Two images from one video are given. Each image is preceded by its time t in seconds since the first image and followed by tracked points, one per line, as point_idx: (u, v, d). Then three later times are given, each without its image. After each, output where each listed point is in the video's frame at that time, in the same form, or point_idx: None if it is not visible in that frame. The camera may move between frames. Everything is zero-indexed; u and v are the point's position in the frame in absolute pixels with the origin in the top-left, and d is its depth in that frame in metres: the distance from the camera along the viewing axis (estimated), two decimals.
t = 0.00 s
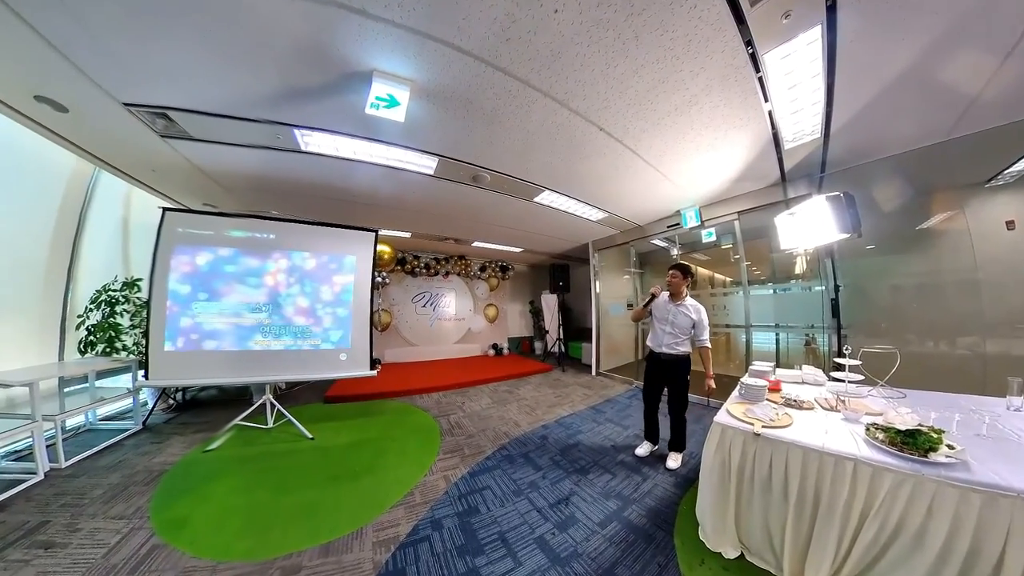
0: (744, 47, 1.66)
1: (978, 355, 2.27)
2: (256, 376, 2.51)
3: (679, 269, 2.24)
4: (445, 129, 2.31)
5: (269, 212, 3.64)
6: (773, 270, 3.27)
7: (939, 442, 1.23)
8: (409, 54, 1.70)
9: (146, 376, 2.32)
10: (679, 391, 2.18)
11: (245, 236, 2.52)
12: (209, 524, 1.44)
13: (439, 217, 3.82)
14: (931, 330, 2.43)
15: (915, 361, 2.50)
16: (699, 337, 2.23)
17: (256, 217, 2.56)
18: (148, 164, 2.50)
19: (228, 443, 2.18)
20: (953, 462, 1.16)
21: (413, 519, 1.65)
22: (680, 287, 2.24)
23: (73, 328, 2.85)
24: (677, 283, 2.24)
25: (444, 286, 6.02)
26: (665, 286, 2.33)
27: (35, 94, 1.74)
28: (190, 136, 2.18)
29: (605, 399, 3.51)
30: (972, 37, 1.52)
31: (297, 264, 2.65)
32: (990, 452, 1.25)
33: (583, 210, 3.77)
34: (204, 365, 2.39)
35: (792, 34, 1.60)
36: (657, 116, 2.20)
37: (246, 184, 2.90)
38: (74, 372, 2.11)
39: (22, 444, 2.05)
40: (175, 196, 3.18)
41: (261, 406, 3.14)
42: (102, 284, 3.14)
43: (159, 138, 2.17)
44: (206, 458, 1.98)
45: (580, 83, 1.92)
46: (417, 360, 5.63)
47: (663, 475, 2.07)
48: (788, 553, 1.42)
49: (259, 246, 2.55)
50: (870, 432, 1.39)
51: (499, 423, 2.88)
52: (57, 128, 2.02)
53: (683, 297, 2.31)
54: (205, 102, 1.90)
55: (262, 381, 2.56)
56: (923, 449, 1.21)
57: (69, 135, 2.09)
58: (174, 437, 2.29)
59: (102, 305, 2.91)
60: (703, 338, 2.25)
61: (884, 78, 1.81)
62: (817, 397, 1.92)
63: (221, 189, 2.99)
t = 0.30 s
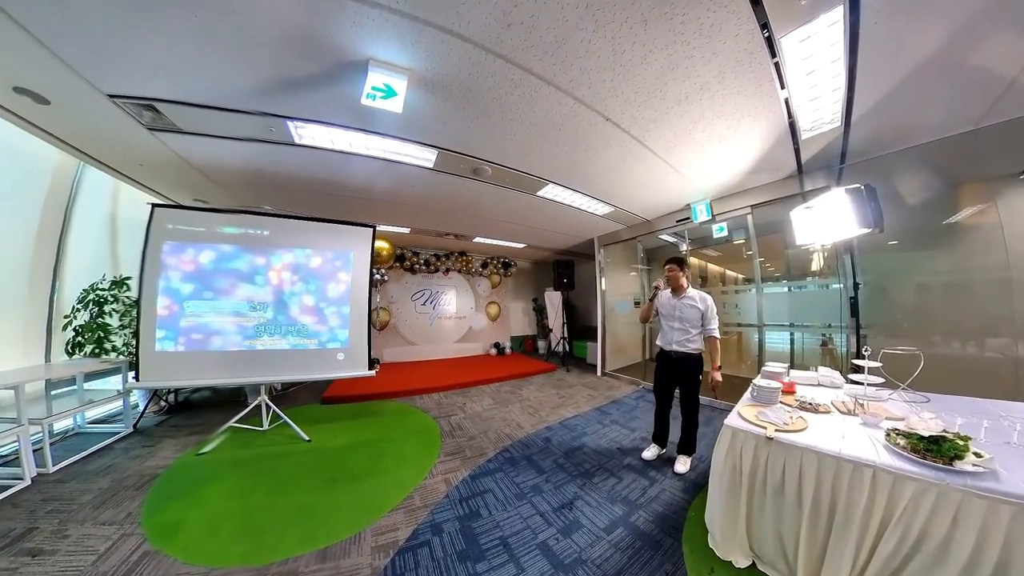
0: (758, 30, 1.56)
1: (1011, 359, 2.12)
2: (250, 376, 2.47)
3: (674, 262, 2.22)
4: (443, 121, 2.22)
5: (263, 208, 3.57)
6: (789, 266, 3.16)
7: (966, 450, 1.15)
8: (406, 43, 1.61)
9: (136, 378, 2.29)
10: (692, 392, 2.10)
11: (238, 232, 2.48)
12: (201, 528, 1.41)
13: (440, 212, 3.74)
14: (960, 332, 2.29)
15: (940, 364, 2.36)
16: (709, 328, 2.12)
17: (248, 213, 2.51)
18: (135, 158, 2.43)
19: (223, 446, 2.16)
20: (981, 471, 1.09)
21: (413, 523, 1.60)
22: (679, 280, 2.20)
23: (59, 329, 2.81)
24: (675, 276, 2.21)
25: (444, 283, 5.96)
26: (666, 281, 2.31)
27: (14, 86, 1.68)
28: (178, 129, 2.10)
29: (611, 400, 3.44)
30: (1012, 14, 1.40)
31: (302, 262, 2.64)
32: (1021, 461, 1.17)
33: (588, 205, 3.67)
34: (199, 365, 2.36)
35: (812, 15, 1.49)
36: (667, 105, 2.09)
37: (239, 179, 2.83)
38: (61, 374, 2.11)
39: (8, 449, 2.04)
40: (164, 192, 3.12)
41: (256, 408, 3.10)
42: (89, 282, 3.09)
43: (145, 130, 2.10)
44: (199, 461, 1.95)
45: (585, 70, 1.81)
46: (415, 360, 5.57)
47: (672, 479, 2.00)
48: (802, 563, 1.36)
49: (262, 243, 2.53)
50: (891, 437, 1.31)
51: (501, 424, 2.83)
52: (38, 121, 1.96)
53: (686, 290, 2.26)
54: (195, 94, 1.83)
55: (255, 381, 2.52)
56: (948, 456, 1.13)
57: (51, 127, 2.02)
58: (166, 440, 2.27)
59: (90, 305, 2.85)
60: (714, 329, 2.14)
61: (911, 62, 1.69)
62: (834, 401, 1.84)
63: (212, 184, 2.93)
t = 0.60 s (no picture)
0: (775, 12, 1.46)
1: None
2: (244, 377, 2.42)
3: (665, 265, 2.20)
4: (442, 112, 2.13)
5: (257, 203, 3.50)
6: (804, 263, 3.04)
7: (993, 458, 1.07)
8: (403, 29, 1.52)
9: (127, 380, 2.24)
10: (699, 394, 2.02)
11: (229, 229, 2.43)
12: (191, 533, 1.38)
13: (441, 207, 3.66)
14: (989, 333, 2.17)
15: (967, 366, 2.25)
16: (711, 321, 2.01)
17: (241, 208, 2.46)
18: (121, 153, 2.36)
19: (220, 448, 2.13)
20: (1011, 481, 1.01)
21: (412, 527, 1.56)
22: (672, 279, 2.17)
23: (47, 331, 2.78)
24: (667, 277, 2.18)
25: (444, 280, 5.90)
26: (662, 286, 2.28)
27: None
28: (166, 121, 2.03)
29: (617, 402, 3.38)
30: None
31: (307, 259, 2.62)
32: None
33: (593, 198, 3.57)
34: (190, 366, 2.31)
35: None
36: (676, 93, 1.99)
37: (230, 174, 2.75)
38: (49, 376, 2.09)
39: None
40: (153, 187, 3.06)
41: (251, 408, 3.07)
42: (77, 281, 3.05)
43: (132, 123, 2.03)
44: (194, 465, 1.93)
45: (590, 57, 1.72)
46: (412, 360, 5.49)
47: (680, 484, 1.93)
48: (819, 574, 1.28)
49: (265, 240, 2.51)
50: (913, 444, 1.24)
51: (503, 426, 2.78)
52: (19, 114, 1.89)
53: (682, 289, 2.22)
54: (184, 85, 1.76)
55: (251, 383, 2.48)
56: (976, 465, 1.05)
57: (33, 121, 1.96)
58: (159, 443, 2.24)
59: (77, 304, 2.80)
60: (719, 320, 2.02)
61: (943, 44, 1.57)
62: (852, 404, 1.75)
63: (203, 179, 2.85)
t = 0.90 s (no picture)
0: None
1: None
2: (239, 379, 2.39)
3: (671, 258, 2.09)
4: (441, 102, 2.05)
5: (251, 198, 3.42)
6: (822, 257, 2.96)
7: None
8: (399, 14, 1.44)
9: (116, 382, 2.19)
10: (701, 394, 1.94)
11: (223, 225, 2.37)
12: (181, 540, 1.33)
13: (444, 201, 3.58)
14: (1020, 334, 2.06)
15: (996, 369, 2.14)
16: (713, 321, 1.93)
17: (234, 204, 2.40)
18: (108, 147, 2.29)
19: (215, 451, 2.10)
20: None
21: (411, 532, 1.51)
22: (676, 274, 2.06)
23: (34, 332, 2.74)
24: (673, 271, 2.07)
25: (444, 277, 5.84)
26: (666, 279, 2.18)
27: None
28: (154, 113, 1.96)
29: (623, 403, 3.31)
30: None
31: (314, 256, 2.60)
32: None
33: (601, 192, 3.47)
34: (181, 365, 2.28)
35: None
36: (686, 80, 1.88)
37: (222, 168, 2.68)
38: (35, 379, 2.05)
39: None
40: (142, 183, 2.98)
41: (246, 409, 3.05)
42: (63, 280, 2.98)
43: (118, 115, 1.96)
44: (187, 468, 1.89)
45: (595, 43, 1.63)
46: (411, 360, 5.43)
47: (689, 489, 1.87)
48: None
49: (270, 236, 2.48)
50: (936, 451, 1.17)
51: (505, 427, 2.73)
52: None
53: (686, 284, 2.11)
54: (172, 75, 1.69)
55: (246, 384, 2.45)
56: (1003, 474, 1.00)
57: (15, 114, 1.89)
58: (150, 446, 2.21)
59: (64, 305, 2.74)
60: (721, 321, 1.93)
61: (978, 22, 1.45)
62: (871, 408, 1.66)
63: (194, 173, 2.77)
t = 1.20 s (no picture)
0: None
1: None
2: (232, 380, 2.34)
3: (683, 256, 1.99)
4: (439, 91, 1.96)
5: (243, 192, 3.33)
6: (841, 252, 2.90)
7: None
8: None
9: (106, 383, 2.14)
10: (704, 396, 1.87)
11: (215, 220, 2.32)
12: (174, 546, 1.30)
13: (446, 194, 3.50)
14: None
15: None
16: (717, 327, 1.87)
17: (228, 198, 2.35)
18: (94, 140, 2.22)
19: (206, 454, 2.06)
20: None
21: (411, 537, 1.47)
22: (686, 273, 1.96)
23: (18, 332, 2.70)
24: (684, 270, 1.97)
25: (444, 274, 5.78)
26: (674, 277, 2.08)
27: None
28: (142, 105, 1.89)
29: (630, 404, 3.25)
30: None
31: (321, 253, 2.59)
32: None
33: (609, 185, 3.36)
34: (174, 366, 2.23)
35: None
36: (698, 65, 1.78)
37: (215, 161, 2.61)
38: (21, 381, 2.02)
39: None
40: (131, 177, 2.91)
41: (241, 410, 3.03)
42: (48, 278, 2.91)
43: (103, 107, 1.89)
44: (178, 472, 1.86)
45: (602, 27, 1.54)
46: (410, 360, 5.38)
47: (698, 494, 1.81)
48: None
49: (275, 233, 2.46)
50: (961, 458, 1.11)
51: (508, 428, 2.68)
52: None
53: (696, 284, 2.01)
54: (159, 64, 1.62)
55: (240, 386, 2.40)
56: None
57: None
58: (142, 449, 2.19)
59: (51, 304, 2.68)
60: (725, 328, 1.88)
61: None
62: (892, 412, 1.58)
63: (184, 167, 2.70)
